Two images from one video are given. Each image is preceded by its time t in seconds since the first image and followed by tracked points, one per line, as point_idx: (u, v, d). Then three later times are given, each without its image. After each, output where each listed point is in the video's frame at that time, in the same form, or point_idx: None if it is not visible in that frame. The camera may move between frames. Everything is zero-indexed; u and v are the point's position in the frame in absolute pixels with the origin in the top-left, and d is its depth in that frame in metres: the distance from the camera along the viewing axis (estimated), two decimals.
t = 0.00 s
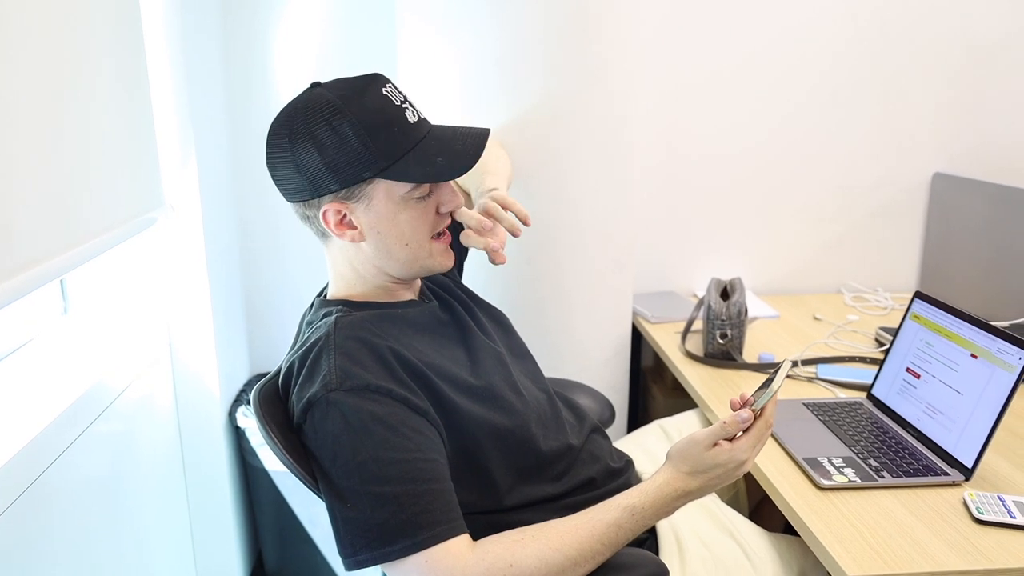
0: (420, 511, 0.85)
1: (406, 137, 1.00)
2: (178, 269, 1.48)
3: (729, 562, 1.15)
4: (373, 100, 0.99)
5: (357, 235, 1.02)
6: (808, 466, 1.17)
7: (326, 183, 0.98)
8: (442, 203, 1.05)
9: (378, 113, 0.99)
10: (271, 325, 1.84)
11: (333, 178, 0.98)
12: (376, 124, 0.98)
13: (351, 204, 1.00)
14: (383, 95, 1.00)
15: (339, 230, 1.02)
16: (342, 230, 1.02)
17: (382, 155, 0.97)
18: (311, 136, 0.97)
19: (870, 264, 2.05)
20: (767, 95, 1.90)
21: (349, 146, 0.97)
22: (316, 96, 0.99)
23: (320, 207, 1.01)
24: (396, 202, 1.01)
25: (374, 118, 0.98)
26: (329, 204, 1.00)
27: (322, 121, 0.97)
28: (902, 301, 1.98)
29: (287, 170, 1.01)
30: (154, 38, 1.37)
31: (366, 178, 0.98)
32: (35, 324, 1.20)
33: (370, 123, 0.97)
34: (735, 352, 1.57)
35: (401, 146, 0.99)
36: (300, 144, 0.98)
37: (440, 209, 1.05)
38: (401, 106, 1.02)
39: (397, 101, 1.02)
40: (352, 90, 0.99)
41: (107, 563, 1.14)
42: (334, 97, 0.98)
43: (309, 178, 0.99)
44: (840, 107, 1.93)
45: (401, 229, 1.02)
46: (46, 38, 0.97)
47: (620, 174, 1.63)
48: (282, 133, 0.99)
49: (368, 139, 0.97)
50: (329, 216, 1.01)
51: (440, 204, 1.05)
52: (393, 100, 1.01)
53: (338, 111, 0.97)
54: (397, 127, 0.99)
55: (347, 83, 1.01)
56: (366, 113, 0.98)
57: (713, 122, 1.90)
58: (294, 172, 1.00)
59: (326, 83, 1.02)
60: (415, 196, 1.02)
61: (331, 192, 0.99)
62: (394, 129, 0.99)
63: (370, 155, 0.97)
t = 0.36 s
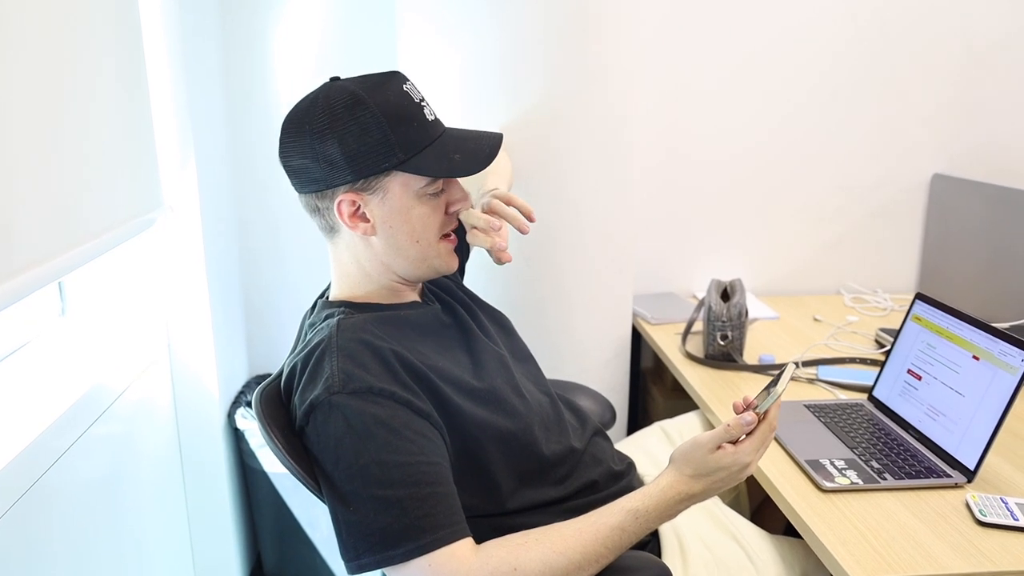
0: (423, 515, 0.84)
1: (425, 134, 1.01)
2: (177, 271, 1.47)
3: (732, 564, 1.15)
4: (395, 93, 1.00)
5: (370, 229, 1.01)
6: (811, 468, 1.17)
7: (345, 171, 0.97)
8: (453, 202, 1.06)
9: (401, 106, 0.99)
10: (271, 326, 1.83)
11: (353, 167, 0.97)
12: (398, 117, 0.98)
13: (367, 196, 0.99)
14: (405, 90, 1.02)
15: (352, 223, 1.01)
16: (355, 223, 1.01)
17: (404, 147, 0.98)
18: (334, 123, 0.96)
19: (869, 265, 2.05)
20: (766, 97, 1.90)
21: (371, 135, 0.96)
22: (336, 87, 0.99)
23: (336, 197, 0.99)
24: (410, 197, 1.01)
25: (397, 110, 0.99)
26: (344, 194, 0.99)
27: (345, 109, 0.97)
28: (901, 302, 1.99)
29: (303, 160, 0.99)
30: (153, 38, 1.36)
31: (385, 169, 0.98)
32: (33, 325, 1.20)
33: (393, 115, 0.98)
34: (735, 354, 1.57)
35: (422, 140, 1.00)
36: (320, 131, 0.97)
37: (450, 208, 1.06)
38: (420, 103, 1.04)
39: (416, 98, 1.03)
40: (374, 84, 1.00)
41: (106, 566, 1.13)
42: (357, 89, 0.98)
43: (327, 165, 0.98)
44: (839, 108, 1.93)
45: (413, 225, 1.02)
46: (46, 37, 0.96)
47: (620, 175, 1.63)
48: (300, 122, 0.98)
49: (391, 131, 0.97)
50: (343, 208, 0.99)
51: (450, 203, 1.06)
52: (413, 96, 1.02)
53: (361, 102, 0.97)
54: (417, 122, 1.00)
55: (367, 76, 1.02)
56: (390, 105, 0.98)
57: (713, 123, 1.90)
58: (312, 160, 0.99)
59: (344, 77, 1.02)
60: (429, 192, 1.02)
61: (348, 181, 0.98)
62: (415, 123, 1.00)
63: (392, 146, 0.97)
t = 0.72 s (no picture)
0: (422, 514, 0.85)
1: (442, 134, 1.02)
2: (176, 271, 1.47)
3: (730, 565, 1.15)
4: (416, 91, 1.01)
5: (383, 225, 1.01)
6: (809, 468, 1.17)
7: (365, 165, 0.97)
8: (461, 203, 1.07)
9: (422, 104, 1.01)
10: (270, 327, 1.83)
11: (374, 161, 0.97)
12: (420, 116, 0.99)
13: (383, 191, 0.99)
14: (425, 90, 1.03)
15: (366, 217, 1.00)
16: (369, 218, 1.00)
17: (425, 145, 0.99)
18: (357, 116, 0.97)
19: (868, 266, 2.06)
20: (764, 97, 1.90)
21: (394, 131, 0.97)
22: (359, 82, 1.00)
23: (352, 191, 0.99)
24: (425, 195, 1.02)
25: (418, 108, 1.00)
26: (361, 188, 0.99)
27: (368, 104, 0.98)
28: (900, 303, 1.99)
29: (323, 151, 0.99)
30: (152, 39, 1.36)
31: (406, 165, 0.98)
32: (32, 325, 1.20)
33: (415, 113, 0.99)
34: (734, 354, 1.57)
35: (441, 140, 1.01)
36: (342, 123, 0.97)
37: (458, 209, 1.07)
38: (438, 105, 1.05)
39: (435, 99, 1.05)
40: (396, 82, 1.01)
41: (105, 566, 1.13)
42: (381, 86, 0.99)
43: (347, 158, 0.97)
44: (837, 108, 1.93)
45: (425, 223, 1.02)
46: (45, 38, 0.96)
47: (618, 176, 1.63)
48: (322, 114, 0.98)
49: (413, 128, 0.98)
50: (359, 202, 0.99)
51: (458, 205, 1.07)
52: (432, 97, 1.04)
53: (385, 98, 0.98)
54: (437, 122, 1.01)
55: (388, 74, 1.03)
56: (412, 103, 0.99)
57: (711, 124, 1.90)
58: (331, 153, 0.98)
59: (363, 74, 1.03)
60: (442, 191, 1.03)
61: (367, 175, 0.98)
62: (436, 122, 1.01)
63: (415, 143, 0.98)
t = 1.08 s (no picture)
0: (422, 520, 0.85)
1: (424, 142, 1.00)
2: (177, 272, 1.48)
3: (730, 565, 1.15)
4: (395, 100, 0.99)
5: (367, 234, 1.01)
6: (808, 468, 1.17)
7: (342, 179, 0.97)
8: (455, 209, 1.05)
9: (400, 113, 0.99)
10: (271, 327, 1.84)
11: (349, 176, 0.97)
12: (396, 125, 0.98)
13: (363, 202, 0.99)
14: (406, 97, 1.01)
15: (349, 228, 1.01)
16: (352, 228, 1.01)
17: (400, 156, 0.98)
18: (331, 130, 0.96)
19: (868, 266, 2.06)
20: (764, 98, 1.90)
21: (367, 145, 0.96)
22: (338, 91, 0.99)
23: (332, 202, 1.00)
24: (407, 204, 1.00)
25: (395, 118, 0.98)
26: (341, 200, 0.99)
27: (342, 117, 0.97)
28: (900, 303, 1.99)
29: (304, 164, 1.00)
30: (152, 40, 1.36)
31: (381, 178, 0.97)
32: (33, 325, 1.20)
33: (391, 124, 0.97)
34: (734, 354, 1.57)
35: (419, 149, 0.99)
36: (317, 138, 0.97)
37: (450, 215, 1.04)
38: (422, 110, 1.03)
39: (418, 105, 1.02)
40: (375, 89, 0.99)
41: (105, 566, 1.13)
42: (357, 94, 0.98)
43: (323, 173, 0.98)
44: (837, 108, 1.93)
45: (412, 232, 1.01)
46: (44, 38, 0.97)
47: (618, 176, 1.64)
48: (302, 126, 0.99)
49: (388, 140, 0.97)
50: (340, 213, 1.00)
51: (451, 210, 1.04)
52: (415, 103, 1.01)
53: (360, 110, 0.97)
54: (417, 129, 1.00)
55: (369, 81, 1.01)
56: (387, 113, 0.98)
57: (711, 124, 1.90)
58: (310, 166, 0.99)
59: (347, 81, 1.02)
60: (427, 199, 1.01)
61: (344, 189, 0.98)
62: (414, 130, 0.99)
63: (388, 156, 0.97)
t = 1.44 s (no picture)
0: (414, 532, 0.87)
1: (423, 157, 0.99)
2: (177, 272, 1.48)
3: (729, 565, 1.15)
4: (392, 115, 0.97)
5: (368, 250, 1.02)
6: (807, 468, 1.17)
7: (341, 200, 0.97)
8: (456, 220, 1.04)
9: (398, 130, 0.97)
10: (270, 328, 1.84)
11: (349, 197, 0.97)
12: (393, 142, 0.96)
13: (363, 220, 0.99)
14: (403, 111, 0.99)
15: (350, 245, 1.02)
16: (353, 245, 1.02)
17: (400, 175, 0.97)
18: (328, 150, 0.95)
19: (867, 266, 2.06)
20: (763, 97, 1.90)
21: (364, 166, 0.95)
22: (332, 105, 0.97)
23: (332, 222, 1.00)
24: (409, 220, 1.00)
25: (393, 135, 0.97)
26: (341, 219, 0.99)
27: (338, 136, 0.95)
28: (899, 303, 1.99)
29: (300, 180, 0.99)
30: (152, 40, 1.37)
31: (381, 198, 0.97)
32: (31, 325, 1.20)
33: (388, 142, 0.96)
34: (734, 354, 1.57)
35: (420, 167, 0.99)
36: (313, 156, 0.96)
37: (452, 225, 1.04)
38: (420, 123, 1.01)
39: (416, 117, 1.00)
40: (370, 103, 0.98)
41: (105, 566, 1.13)
42: (352, 109, 0.96)
43: (322, 192, 0.98)
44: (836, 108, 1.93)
45: (413, 246, 1.01)
46: (44, 38, 0.97)
47: (618, 176, 1.64)
48: (297, 141, 0.98)
49: (385, 159, 0.96)
50: (341, 231, 1.00)
51: (453, 220, 1.04)
52: (413, 116, 0.99)
53: (356, 129, 0.95)
54: (416, 145, 0.98)
55: (364, 94, 0.99)
56: (385, 131, 0.96)
57: (710, 124, 1.90)
58: (309, 183, 0.98)
59: (340, 92, 1.00)
60: (428, 214, 1.00)
61: (343, 209, 0.98)
62: (413, 148, 0.98)
63: (387, 176, 0.96)
